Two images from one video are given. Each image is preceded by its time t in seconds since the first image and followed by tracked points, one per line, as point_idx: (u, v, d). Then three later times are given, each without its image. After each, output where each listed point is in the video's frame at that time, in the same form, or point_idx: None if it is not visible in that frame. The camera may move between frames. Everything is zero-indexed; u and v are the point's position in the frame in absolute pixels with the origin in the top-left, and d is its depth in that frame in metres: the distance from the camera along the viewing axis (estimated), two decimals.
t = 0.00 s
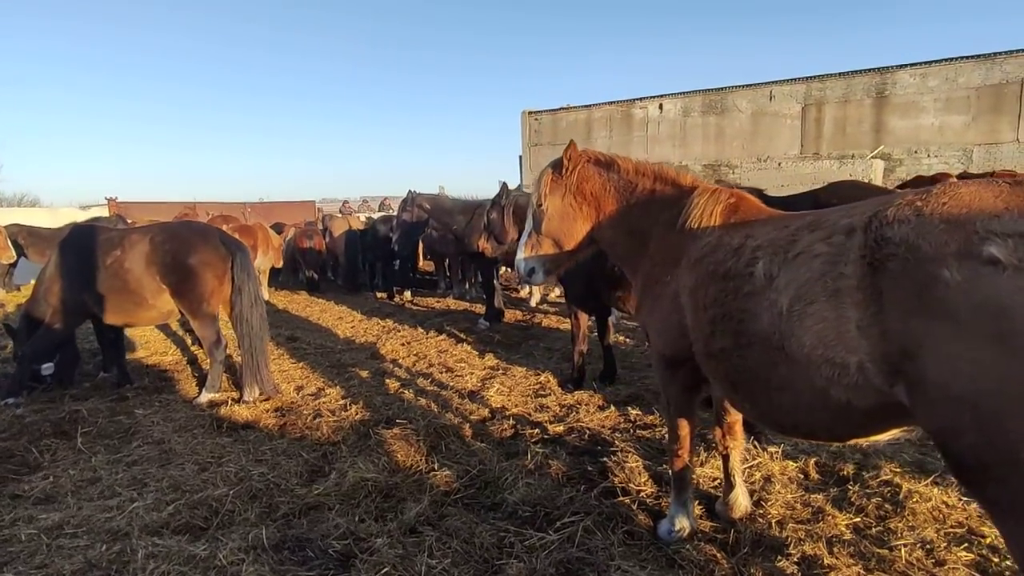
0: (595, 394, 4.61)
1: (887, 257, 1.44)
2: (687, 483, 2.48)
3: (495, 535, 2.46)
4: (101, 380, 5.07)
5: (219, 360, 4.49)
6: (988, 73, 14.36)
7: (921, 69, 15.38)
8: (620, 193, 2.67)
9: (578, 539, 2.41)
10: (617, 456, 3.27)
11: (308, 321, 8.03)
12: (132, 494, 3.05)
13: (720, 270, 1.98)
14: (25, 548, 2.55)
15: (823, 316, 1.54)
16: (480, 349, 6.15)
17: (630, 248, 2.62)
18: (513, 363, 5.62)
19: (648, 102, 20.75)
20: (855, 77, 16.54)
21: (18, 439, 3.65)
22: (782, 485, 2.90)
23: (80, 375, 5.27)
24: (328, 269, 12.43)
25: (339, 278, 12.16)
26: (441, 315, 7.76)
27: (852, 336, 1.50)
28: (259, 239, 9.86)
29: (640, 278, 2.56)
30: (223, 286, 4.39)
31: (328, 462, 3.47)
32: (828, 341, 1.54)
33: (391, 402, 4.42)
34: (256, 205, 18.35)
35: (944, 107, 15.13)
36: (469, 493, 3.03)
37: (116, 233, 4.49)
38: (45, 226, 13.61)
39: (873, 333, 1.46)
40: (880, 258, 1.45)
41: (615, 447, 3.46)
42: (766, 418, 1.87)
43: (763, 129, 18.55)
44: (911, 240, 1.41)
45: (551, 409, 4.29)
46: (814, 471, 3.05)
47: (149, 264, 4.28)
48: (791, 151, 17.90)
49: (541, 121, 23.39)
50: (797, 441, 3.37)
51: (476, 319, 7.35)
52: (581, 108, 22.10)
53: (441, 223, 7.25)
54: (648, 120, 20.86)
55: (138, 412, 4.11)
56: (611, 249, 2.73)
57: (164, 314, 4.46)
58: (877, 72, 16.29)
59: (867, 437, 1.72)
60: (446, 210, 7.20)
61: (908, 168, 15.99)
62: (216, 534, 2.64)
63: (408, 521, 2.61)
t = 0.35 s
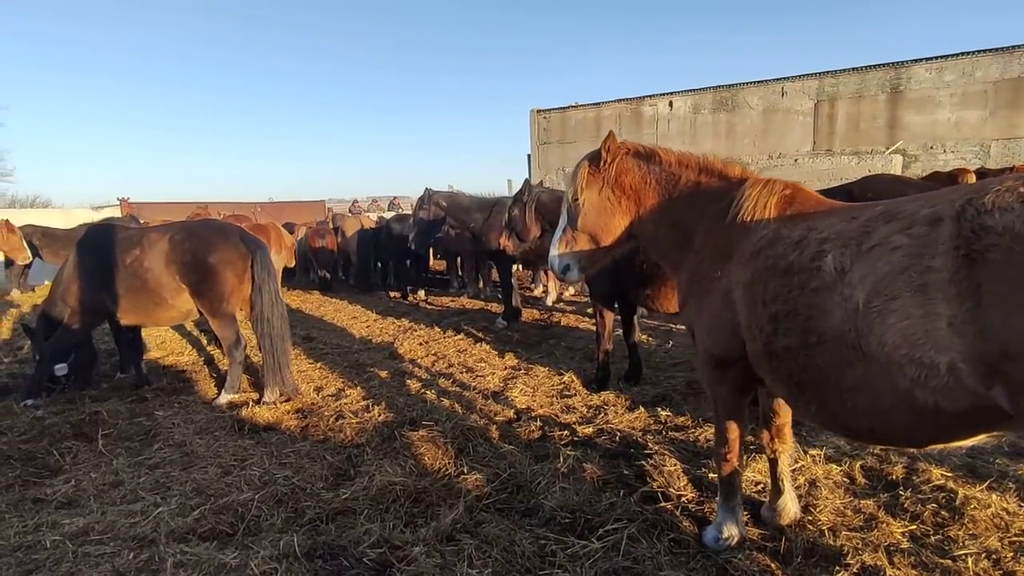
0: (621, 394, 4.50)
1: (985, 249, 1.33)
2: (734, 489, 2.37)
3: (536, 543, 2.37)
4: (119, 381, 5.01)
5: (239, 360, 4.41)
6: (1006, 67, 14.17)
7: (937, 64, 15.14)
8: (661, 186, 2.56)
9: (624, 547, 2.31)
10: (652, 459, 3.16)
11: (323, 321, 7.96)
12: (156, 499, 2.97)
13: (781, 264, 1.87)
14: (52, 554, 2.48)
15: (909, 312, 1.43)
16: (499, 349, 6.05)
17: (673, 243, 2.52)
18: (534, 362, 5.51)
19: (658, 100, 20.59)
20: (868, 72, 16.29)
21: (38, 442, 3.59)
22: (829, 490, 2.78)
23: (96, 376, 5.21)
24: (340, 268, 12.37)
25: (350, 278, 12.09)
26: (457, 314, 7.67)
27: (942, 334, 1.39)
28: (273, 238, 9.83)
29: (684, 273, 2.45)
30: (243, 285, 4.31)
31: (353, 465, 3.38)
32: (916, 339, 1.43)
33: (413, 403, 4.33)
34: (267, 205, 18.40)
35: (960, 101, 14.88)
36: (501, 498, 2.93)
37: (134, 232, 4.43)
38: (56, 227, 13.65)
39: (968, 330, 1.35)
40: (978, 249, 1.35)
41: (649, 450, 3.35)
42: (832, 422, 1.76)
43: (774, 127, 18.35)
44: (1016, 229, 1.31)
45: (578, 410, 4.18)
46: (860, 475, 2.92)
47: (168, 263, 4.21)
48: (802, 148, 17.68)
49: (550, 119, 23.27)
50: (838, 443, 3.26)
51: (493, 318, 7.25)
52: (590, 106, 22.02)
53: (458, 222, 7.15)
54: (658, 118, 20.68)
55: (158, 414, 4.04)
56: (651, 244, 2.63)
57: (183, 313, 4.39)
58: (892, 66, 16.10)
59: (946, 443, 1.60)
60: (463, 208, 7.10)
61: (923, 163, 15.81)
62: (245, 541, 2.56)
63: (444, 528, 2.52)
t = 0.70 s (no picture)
0: (632, 401, 4.33)
1: None
2: (778, 507, 2.19)
3: (565, 570, 2.23)
4: (98, 393, 4.71)
5: (228, 370, 4.15)
6: (988, 68, 14.50)
7: (921, 64, 15.37)
8: (694, 181, 2.38)
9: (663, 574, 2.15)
10: (677, 471, 2.98)
11: (312, 326, 7.67)
12: (141, 525, 2.72)
13: (841, 263, 1.69)
14: None
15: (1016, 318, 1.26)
16: (499, 354, 5.84)
17: (707, 242, 2.34)
18: (537, 368, 5.32)
19: (646, 99, 20.53)
20: (854, 72, 16.44)
21: (9, 462, 3.30)
22: (868, 503, 2.62)
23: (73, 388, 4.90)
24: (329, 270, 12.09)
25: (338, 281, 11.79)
26: (452, 318, 7.46)
27: None
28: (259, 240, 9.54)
29: (721, 274, 2.27)
30: (232, 289, 4.05)
31: (356, 483, 3.16)
32: None
33: (415, 413, 4.10)
34: (250, 206, 17.98)
35: (944, 101, 15.15)
36: (519, 517, 2.73)
37: (113, 234, 4.15)
38: (29, 230, 13.14)
39: None
40: None
41: (671, 461, 3.17)
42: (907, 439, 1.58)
43: (762, 127, 18.43)
44: None
45: (589, 418, 4.00)
46: (896, 485, 2.77)
47: (150, 267, 3.94)
48: (790, 147, 17.79)
49: (538, 119, 23.10)
50: (868, 451, 3.11)
51: (490, 322, 7.04)
52: (578, 106, 21.96)
53: (454, 222, 6.97)
54: (646, 118, 20.66)
55: (142, 429, 3.77)
56: (682, 243, 2.45)
57: (167, 321, 4.12)
58: (877, 67, 16.23)
59: None
60: (459, 209, 6.91)
61: (909, 163, 15.96)
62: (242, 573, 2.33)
63: (465, 555, 2.39)
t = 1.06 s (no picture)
0: (647, 418, 4.21)
1: None
2: (820, 539, 2.08)
3: None
4: (95, 412, 4.57)
5: (231, 389, 4.02)
6: (985, 74, 14.56)
7: (919, 70, 15.42)
8: (723, 196, 2.29)
9: None
10: (702, 495, 2.87)
11: (314, 339, 7.54)
12: (143, 559, 2.59)
13: (896, 285, 1.59)
14: None
15: None
16: (507, 368, 5.73)
17: (739, 259, 2.24)
18: (547, 383, 5.20)
19: (643, 106, 20.51)
20: (851, 79, 16.47)
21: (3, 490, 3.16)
22: (906, 528, 2.51)
23: (70, 407, 4.75)
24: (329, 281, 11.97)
25: (338, 291, 11.65)
26: (456, 330, 7.34)
27: None
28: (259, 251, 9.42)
29: (755, 293, 2.18)
30: (236, 306, 3.93)
31: (367, 509, 3.03)
32: None
33: (424, 433, 3.98)
34: (246, 216, 17.83)
35: (942, 107, 15.20)
36: (540, 546, 2.61)
37: (114, 249, 4.04)
38: (21, 241, 12.94)
39: None
40: None
41: (695, 484, 3.05)
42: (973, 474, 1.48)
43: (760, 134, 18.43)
44: None
45: (604, 436, 3.88)
46: (932, 509, 2.66)
47: (151, 284, 3.82)
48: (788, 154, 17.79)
49: (535, 127, 23.06)
50: (899, 472, 3.00)
51: (495, 334, 6.92)
52: (576, 114, 21.95)
53: (459, 232, 6.93)
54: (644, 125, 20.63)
55: (142, 452, 3.63)
56: (711, 260, 2.35)
57: (169, 339, 3.99)
58: (874, 73, 16.27)
59: None
60: (464, 219, 6.86)
61: (908, 169, 15.97)
62: None
63: None
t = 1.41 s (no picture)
0: (642, 422, 4.15)
1: None
2: (837, 550, 2.03)
3: None
4: (63, 419, 4.32)
5: (212, 395, 3.83)
6: (953, 84, 15.00)
7: (891, 78, 15.80)
8: (737, 197, 2.22)
9: None
10: (708, 503, 2.81)
11: (294, 341, 7.32)
12: None
13: (930, 290, 1.54)
14: None
15: None
16: (496, 371, 5.62)
17: (752, 262, 2.18)
18: (538, 387, 5.11)
19: (623, 109, 20.59)
20: (826, 86, 16.79)
21: None
22: (913, 534, 2.48)
23: (35, 414, 4.49)
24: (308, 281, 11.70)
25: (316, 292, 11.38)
26: (441, 332, 7.20)
27: None
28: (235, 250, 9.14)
29: (770, 297, 2.12)
30: (217, 308, 3.74)
31: (360, 521, 2.90)
32: None
33: (416, 440, 3.85)
34: (219, 214, 17.35)
35: (912, 115, 15.63)
36: (545, 558, 2.52)
37: (84, 248, 3.80)
38: None
39: None
40: None
41: (699, 491, 2.99)
42: (1010, 484, 1.44)
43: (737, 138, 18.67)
44: None
45: (601, 441, 3.81)
46: (936, 515, 2.64)
47: (126, 284, 3.61)
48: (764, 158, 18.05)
49: (515, 128, 22.95)
50: (901, 477, 2.99)
51: (482, 337, 6.81)
52: (556, 116, 21.96)
53: (446, 232, 6.82)
54: (623, 128, 20.71)
55: (116, 462, 3.43)
56: (723, 263, 2.29)
57: (145, 343, 3.78)
58: (848, 81, 16.62)
59: None
60: (451, 219, 6.76)
61: (881, 174, 16.35)
62: None
63: None
